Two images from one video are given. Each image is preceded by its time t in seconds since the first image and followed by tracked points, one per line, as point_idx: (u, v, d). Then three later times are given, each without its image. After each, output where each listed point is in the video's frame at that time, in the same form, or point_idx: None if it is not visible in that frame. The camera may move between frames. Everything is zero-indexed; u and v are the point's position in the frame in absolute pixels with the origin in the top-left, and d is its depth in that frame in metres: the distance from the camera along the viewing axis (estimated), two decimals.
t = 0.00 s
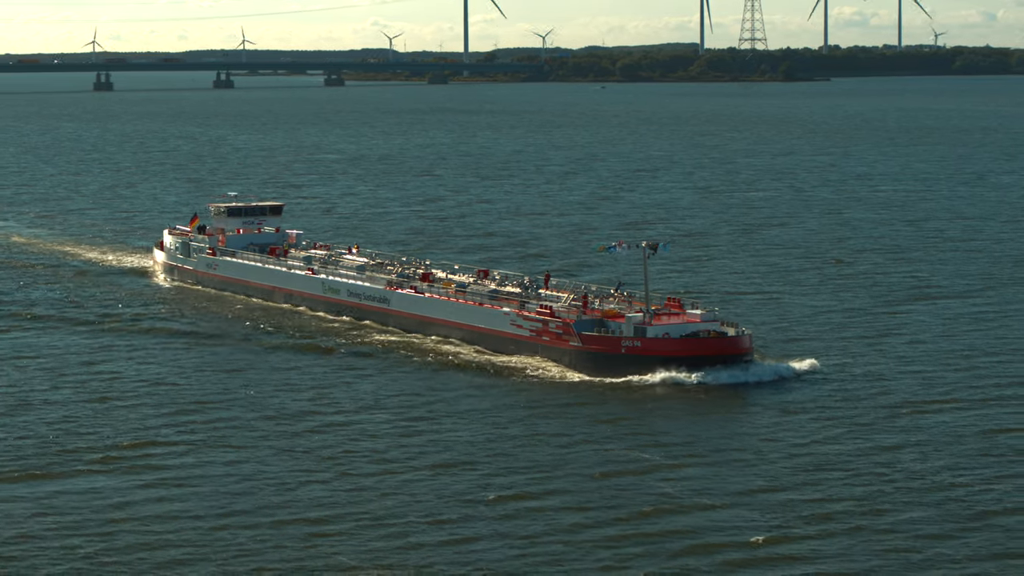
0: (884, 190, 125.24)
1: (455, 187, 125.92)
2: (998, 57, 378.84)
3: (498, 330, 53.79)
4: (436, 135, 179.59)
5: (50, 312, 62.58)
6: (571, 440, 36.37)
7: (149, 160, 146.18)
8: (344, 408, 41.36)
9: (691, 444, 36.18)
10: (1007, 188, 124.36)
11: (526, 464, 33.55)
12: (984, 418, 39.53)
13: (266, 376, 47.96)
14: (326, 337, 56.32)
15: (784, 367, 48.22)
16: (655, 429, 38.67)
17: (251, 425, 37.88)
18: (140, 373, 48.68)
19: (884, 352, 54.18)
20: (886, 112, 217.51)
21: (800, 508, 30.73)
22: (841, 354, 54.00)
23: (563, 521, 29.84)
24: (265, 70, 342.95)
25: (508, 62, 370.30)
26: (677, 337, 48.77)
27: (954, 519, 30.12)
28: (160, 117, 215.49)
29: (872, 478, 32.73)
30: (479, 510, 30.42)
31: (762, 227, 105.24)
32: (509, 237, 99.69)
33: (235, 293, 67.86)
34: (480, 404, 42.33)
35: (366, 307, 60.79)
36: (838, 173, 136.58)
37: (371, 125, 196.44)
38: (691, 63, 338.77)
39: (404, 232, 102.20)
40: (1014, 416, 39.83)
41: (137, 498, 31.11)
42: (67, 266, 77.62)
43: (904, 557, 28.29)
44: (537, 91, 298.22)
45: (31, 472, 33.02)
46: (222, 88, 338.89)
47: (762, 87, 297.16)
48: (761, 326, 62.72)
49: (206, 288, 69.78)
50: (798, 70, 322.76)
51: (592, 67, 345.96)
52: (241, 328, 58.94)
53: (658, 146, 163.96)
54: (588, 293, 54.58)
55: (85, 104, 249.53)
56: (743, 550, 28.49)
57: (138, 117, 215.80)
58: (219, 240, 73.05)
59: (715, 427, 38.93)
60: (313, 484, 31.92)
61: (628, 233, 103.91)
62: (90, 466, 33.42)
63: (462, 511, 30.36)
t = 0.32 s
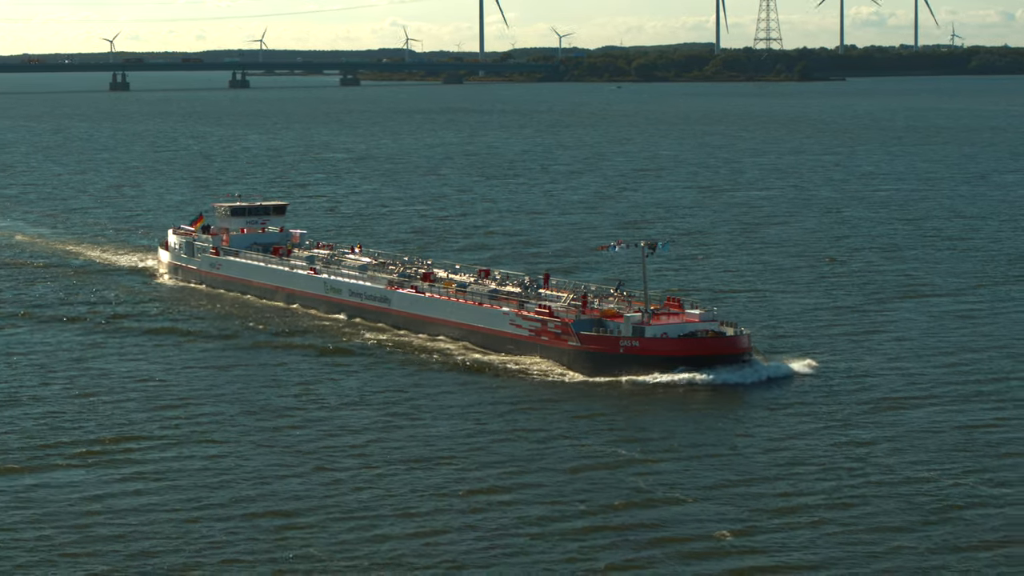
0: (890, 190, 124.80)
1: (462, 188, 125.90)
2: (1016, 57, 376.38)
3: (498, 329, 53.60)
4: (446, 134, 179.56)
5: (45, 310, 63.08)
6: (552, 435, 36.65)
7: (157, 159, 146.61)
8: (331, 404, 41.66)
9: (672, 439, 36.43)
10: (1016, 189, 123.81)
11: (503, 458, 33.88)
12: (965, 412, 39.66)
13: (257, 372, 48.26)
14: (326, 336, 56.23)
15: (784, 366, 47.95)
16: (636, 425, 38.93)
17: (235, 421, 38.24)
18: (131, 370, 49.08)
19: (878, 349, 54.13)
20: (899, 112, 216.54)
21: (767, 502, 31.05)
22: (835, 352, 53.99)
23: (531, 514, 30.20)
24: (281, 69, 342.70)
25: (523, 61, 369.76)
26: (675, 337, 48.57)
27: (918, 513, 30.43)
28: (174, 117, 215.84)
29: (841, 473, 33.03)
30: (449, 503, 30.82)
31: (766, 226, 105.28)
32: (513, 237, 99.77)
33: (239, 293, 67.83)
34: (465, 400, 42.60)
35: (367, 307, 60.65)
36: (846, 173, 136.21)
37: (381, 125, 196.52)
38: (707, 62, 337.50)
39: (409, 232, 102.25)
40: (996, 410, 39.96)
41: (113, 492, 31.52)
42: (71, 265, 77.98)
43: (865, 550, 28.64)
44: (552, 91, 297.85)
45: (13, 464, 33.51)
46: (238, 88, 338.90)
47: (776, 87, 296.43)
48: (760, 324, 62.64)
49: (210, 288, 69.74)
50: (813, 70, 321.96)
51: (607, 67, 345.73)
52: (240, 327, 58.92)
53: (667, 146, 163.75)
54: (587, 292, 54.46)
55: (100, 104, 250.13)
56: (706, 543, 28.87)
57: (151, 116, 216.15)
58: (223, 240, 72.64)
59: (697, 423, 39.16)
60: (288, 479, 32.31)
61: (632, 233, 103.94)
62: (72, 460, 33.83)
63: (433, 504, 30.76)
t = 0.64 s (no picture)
0: (895, 190, 124.22)
1: (468, 188, 125.79)
2: None
3: (497, 329, 53.27)
4: (457, 134, 179.36)
5: (40, 308, 63.54)
6: (535, 432, 36.87)
7: (164, 158, 146.95)
8: (318, 400, 41.90)
9: (654, 436, 36.61)
10: None
11: (481, 454, 34.14)
12: (947, 408, 39.75)
13: (249, 369, 48.48)
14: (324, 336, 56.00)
15: (782, 366, 47.50)
16: (620, 421, 39.10)
17: (221, 416, 38.57)
18: (121, 367, 49.45)
19: (872, 347, 54.04)
20: (913, 112, 215.45)
21: (737, 496, 31.37)
22: (828, 349, 53.94)
23: (502, 507, 30.54)
24: (296, 70, 342.29)
25: (537, 61, 369.07)
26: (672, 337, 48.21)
27: (883, 507, 30.75)
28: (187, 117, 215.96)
29: (813, 468, 33.33)
30: (422, 496, 31.15)
31: (770, 226, 105.06)
32: (517, 237, 99.74)
33: (241, 293, 67.73)
34: (450, 396, 42.88)
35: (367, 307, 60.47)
36: (855, 173, 135.72)
37: (391, 125, 196.29)
38: (721, 62, 336.02)
39: (413, 232, 102.22)
40: (979, 406, 40.01)
41: (90, 484, 31.88)
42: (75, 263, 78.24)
43: (829, 543, 28.95)
44: (567, 91, 296.91)
45: None
46: (252, 87, 338.81)
47: (790, 87, 295.41)
48: (759, 323, 62.55)
49: (212, 288, 69.67)
50: (827, 70, 320.48)
51: (621, 66, 344.71)
52: (239, 326, 58.82)
53: (676, 146, 163.36)
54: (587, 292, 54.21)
55: (113, 104, 250.33)
56: (672, 536, 29.19)
57: (165, 115, 216.31)
58: (226, 240, 72.67)
59: (678, 419, 39.36)
60: (266, 472, 32.66)
61: (635, 233, 103.82)
62: (52, 454, 34.18)
63: (404, 497, 31.09)
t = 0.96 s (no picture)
0: (900, 190, 123.85)
1: (475, 188, 125.67)
2: None
3: (496, 329, 53.05)
4: (465, 134, 179.12)
5: (35, 306, 63.93)
6: (517, 428, 37.09)
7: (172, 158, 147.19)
8: (305, 397, 42.11)
9: (637, 433, 36.79)
10: None
11: (459, 450, 34.41)
12: (931, 406, 39.85)
13: (239, 367, 48.69)
14: (323, 335, 55.83)
15: (781, 367, 47.17)
16: (606, 417, 39.31)
17: (206, 412, 38.84)
18: (111, 364, 49.77)
19: (865, 344, 53.95)
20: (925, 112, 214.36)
21: (708, 491, 31.65)
22: (821, 346, 53.93)
23: (473, 502, 30.85)
24: (310, 69, 342.07)
25: (550, 61, 368.39)
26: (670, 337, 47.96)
27: (853, 502, 31.00)
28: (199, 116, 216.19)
29: (786, 464, 33.57)
30: (396, 491, 31.46)
31: (773, 225, 104.87)
32: (520, 237, 99.75)
33: (244, 292, 67.74)
34: (437, 392, 43.10)
35: (368, 307, 60.38)
36: (863, 174, 135.27)
37: (401, 125, 196.09)
38: (735, 62, 334.67)
39: (417, 232, 102.15)
40: (965, 404, 40.07)
41: (67, 479, 32.21)
42: (78, 262, 78.51)
43: (795, 537, 29.22)
44: (580, 91, 296.15)
45: None
46: (266, 87, 338.95)
47: (804, 87, 294.31)
48: (756, 321, 62.51)
49: (215, 288, 69.69)
50: (841, 70, 318.94)
51: (635, 66, 343.83)
52: (237, 326, 58.78)
53: (685, 147, 163.00)
54: (587, 292, 54.02)
55: (125, 104, 250.94)
56: (641, 530, 29.48)
57: (178, 115, 216.26)
58: (229, 239, 72.67)
59: (663, 416, 39.54)
60: (244, 468, 32.99)
61: (638, 233, 103.80)
62: (34, 449, 34.55)
63: (378, 491, 31.42)
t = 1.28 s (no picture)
0: (906, 190, 123.61)
1: (482, 188, 125.71)
2: None
3: (495, 329, 53.06)
4: (475, 134, 179.13)
5: (33, 304, 64.38)
6: (501, 424, 37.39)
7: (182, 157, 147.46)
8: (294, 393, 42.44)
9: (619, 429, 37.08)
10: None
11: (438, 446, 34.76)
12: (914, 404, 40.03)
13: (231, 364, 49.01)
14: (322, 335, 55.92)
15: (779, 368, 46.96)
16: (591, 414, 39.60)
17: (190, 408, 39.26)
18: (103, 360, 50.21)
19: (858, 343, 54.02)
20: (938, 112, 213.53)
21: (677, 485, 32.04)
22: (814, 344, 54.01)
23: (444, 496, 31.22)
24: (325, 69, 342.25)
25: (564, 61, 368.08)
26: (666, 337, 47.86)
27: (821, 498, 31.34)
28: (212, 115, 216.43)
29: (758, 459, 33.94)
30: (371, 485, 31.86)
31: (777, 225, 104.82)
32: (524, 236, 99.93)
33: (247, 292, 67.90)
34: (424, 390, 43.39)
35: (368, 307, 60.43)
36: (872, 173, 135.02)
37: (411, 125, 195.93)
38: (749, 61, 333.87)
39: (422, 232, 102.18)
40: (949, 401, 40.23)
41: (45, 473, 32.62)
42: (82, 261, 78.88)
43: (761, 531, 29.57)
44: (595, 91, 295.92)
45: None
46: (281, 87, 339.27)
47: (817, 87, 293.81)
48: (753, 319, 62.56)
49: (217, 287, 69.87)
50: (855, 69, 317.98)
51: (649, 66, 343.50)
52: (235, 325, 58.97)
53: (694, 147, 162.75)
54: (586, 293, 53.92)
55: (138, 103, 251.58)
56: (607, 523, 29.87)
57: (191, 115, 216.49)
58: (232, 239, 72.82)
59: (648, 413, 39.80)
60: (222, 462, 33.42)
61: (641, 233, 103.88)
62: (19, 443, 35.04)
63: (353, 485, 31.83)
